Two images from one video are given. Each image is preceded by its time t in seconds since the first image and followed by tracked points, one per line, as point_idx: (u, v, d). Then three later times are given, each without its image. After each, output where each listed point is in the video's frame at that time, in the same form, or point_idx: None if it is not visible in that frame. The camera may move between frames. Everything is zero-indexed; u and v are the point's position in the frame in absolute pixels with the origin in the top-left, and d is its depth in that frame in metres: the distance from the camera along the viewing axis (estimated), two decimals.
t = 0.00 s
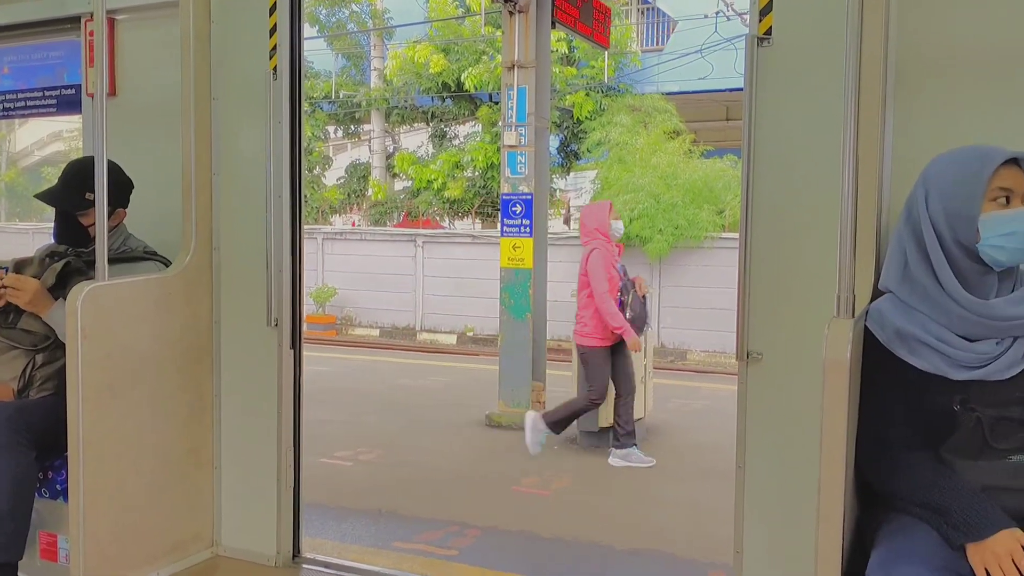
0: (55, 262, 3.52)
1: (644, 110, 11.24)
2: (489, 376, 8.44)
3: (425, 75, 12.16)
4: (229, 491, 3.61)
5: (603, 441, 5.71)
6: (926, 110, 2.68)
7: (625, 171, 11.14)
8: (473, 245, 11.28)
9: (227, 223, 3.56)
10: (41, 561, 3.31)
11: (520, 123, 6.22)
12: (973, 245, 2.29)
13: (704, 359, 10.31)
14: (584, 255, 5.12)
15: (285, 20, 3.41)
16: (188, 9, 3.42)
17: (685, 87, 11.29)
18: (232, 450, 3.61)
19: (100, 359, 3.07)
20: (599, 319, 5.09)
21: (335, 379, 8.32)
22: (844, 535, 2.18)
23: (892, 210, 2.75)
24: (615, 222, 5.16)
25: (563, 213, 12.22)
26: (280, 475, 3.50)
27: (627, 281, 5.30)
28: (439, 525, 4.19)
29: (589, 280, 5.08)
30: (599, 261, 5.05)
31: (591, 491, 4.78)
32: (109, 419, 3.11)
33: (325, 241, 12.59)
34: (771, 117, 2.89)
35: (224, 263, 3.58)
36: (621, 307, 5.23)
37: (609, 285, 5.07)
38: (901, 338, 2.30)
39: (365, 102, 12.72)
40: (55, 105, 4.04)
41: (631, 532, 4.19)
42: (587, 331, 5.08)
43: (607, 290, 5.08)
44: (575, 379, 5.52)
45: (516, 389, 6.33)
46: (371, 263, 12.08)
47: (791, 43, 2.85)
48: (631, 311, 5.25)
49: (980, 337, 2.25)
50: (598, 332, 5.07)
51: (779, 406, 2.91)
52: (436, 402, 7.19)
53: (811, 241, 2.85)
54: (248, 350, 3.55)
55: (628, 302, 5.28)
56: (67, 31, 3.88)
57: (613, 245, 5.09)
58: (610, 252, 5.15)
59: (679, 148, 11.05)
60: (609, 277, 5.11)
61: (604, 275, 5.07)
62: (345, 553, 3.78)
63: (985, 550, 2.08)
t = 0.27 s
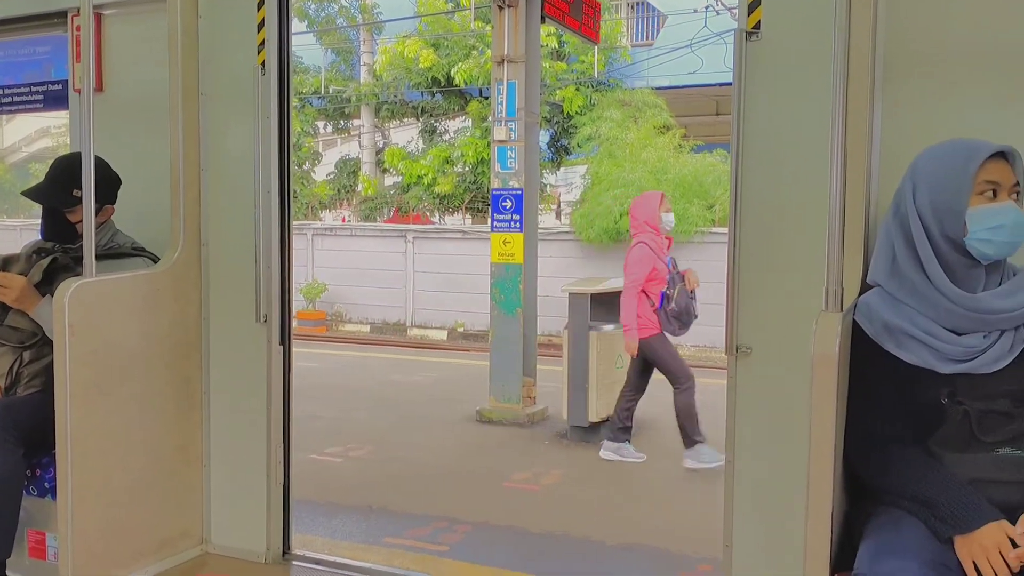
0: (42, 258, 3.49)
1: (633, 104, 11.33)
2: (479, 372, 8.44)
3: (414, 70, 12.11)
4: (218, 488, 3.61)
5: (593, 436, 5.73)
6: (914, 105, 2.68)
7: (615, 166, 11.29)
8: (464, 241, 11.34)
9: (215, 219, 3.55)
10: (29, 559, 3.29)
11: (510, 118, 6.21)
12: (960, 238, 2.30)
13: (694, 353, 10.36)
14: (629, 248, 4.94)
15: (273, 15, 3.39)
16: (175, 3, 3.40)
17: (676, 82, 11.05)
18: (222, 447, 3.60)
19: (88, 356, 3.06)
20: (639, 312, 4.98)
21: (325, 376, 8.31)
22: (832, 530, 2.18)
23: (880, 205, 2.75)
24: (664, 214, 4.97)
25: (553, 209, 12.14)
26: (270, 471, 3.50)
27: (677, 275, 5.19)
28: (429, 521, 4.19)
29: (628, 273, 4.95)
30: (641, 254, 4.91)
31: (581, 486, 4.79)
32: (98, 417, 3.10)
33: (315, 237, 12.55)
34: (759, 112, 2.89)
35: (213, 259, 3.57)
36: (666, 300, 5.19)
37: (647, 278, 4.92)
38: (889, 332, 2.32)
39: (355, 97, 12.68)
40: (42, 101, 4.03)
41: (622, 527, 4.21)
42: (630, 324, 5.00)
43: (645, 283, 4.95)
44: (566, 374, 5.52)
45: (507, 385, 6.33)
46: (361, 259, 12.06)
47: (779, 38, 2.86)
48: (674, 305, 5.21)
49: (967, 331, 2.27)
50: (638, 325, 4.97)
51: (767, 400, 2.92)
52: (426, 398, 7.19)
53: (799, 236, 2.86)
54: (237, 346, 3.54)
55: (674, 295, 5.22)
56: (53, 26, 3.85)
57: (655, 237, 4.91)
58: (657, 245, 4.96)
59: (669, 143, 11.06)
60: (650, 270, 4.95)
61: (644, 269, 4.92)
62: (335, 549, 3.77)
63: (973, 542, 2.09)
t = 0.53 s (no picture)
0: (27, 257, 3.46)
1: (622, 106, 11.32)
2: (466, 373, 8.44)
3: (403, 70, 12.11)
4: (204, 489, 3.59)
5: (580, 437, 5.74)
6: (900, 108, 2.69)
7: (605, 168, 11.30)
8: (452, 241, 11.32)
9: (202, 218, 3.53)
10: (13, 560, 3.27)
11: (498, 119, 6.23)
12: (944, 241, 2.31)
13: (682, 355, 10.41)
14: (679, 254, 5.07)
15: (260, 14, 3.39)
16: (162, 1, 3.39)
17: (665, 84, 11.12)
18: (207, 448, 3.58)
19: (73, 355, 3.05)
20: (688, 318, 5.08)
21: (312, 376, 8.29)
22: (816, 531, 2.19)
23: (866, 207, 2.76)
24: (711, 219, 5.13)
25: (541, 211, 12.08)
26: (256, 472, 3.48)
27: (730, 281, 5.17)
28: (416, 522, 4.19)
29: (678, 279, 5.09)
30: (690, 260, 5.04)
31: (568, 487, 4.80)
32: (83, 417, 3.09)
33: (303, 237, 12.52)
34: (747, 114, 2.89)
35: (199, 259, 3.55)
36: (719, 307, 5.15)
37: (698, 283, 5.05)
38: (874, 334, 2.32)
39: (344, 97, 12.66)
40: (28, 99, 4.01)
41: (609, 528, 4.22)
42: (675, 330, 5.05)
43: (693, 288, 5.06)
44: (554, 375, 5.54)
45: (495, 386, 6.33)
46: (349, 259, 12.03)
47: (766, 41, 2.87)
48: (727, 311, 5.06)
49: (951, 333, 2.28)
50: (687, 331, 5.06)
51: (752, 402, 2.93)
52: (413, 399, 7.18)
53: (785, 238, 2.86)
54: (223, 346, 3.53)
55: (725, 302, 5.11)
56: (38, 24, 3.82)
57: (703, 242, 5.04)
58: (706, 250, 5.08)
59: (658, 145, 11.11)
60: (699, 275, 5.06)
61: (693, 274, 5.05)
62: (321, 550, 3.77)
63: (957, 544, 2.10)
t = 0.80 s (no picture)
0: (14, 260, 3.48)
1: (613, 108, 11.30)
2: (456, 375, 8.44)
3: (393, 72, 12.10)
4: (193, 491, 3.58)
5: (570, 439, 5.74)
6: (887, 111, 2.71)
7: (595, 170, 11.25)
8: (442, 243, 11.30)
9: (190, 219, 3.52)
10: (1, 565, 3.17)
11: (488, 121, 6.23)
12: (932, 244, 2.32)
13: (672, 357, 10.43)
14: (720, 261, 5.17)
15: (249, 15, 3.38)
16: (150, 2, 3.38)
17: (654, 87, 11.32)
18: (196, 450, 3.57)
19: (61, 357, 3.03)
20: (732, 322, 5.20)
21: (301, 378, 8.27)
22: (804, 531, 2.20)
23: (853, 210, 2.78)
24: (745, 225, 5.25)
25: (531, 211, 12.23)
26: (245, 474, 3.47)
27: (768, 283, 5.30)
28: (406, 524, 4.18)
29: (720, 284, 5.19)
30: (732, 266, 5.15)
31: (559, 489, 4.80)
32: (71, 419, 3.07)
33: (293, 238, 12.49)
34: (736, 116, 2.90)
35: (188, 261, 3.54)
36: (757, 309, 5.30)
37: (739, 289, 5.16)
38: (861, 335, 2.33)
39: (334, 98, 12.65)
40: (16, 100, 4.00)
41: (599, 529, 4.22)
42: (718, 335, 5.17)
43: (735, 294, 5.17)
44: (544, 377, 5.54)
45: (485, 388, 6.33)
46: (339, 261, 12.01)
47: (754, 44, 2.88)
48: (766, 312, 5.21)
49: (939, 335, 2.29)
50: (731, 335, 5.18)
51: (740, 404, 2.94)
52: (403, 401, 7.17)
53: (774, 241, 2.88)
54: (212, 348, 3.52)
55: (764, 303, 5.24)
56: (25, 25, 3.81)
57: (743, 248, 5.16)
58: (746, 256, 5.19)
59: (648, 147, 11.23)
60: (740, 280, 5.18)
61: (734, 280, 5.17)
62: (310, 553, 3.76)
63: (943, 545, 2.11)
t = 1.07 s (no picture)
0: None
1: (602, 107, 11.33)
2: (446, 374, 8.44)
3: (383, 70, 12.11)
4: (181, 491, 3.57)
5: (560, 437, 5.76)
6: (872, 108, 2.72)
7: (584, 168, 11.29)
8: (433, 242, 11.28)
9: (178, 219, 3.51)
10: None
11: (477, 119, 6.24)
12: (917, 240, 2.34)
13: (663, 354, 10.48)
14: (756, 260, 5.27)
15: (236, 15, 3.37)
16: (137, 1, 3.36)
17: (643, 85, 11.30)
18: (185, 449, 3.56)
19: (49, 357, 3.02)
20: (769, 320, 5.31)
21: (290, 378, 8.25)
22: (791, 527, 2.20)
23: (839, 206, 2.79)
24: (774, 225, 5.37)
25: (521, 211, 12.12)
26: (233, 473, 3.47)
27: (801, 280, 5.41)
28: (396, 522, 4.18)
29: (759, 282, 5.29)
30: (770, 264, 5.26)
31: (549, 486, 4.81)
32: (59, 419, 3.06)
33: (282, 238, 12.47)
34: (722, 113, 2.91)
35: (176, 260, 3.53)
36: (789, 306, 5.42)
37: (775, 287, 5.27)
38: (848, 331, 2.34)
39: (323, 97, 12.65)
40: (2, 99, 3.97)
41: (589, 526, 4.23)
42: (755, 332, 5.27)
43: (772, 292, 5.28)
44: (534, 375, 5.54)
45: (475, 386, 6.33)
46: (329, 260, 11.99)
47: (740, 42, 2.89)
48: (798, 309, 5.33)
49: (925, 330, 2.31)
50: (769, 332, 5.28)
51: (727, 401, 2.95)
52: (392, 400, 7.17)
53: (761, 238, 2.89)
54: (200, 348, 3.52)
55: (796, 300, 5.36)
56: (11, 23, 3.79)
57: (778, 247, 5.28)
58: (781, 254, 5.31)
59: (637, 145, 11.26)
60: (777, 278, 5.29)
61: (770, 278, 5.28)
62: (300, 552, 3.76)
63: (930, 539, 2.10)
